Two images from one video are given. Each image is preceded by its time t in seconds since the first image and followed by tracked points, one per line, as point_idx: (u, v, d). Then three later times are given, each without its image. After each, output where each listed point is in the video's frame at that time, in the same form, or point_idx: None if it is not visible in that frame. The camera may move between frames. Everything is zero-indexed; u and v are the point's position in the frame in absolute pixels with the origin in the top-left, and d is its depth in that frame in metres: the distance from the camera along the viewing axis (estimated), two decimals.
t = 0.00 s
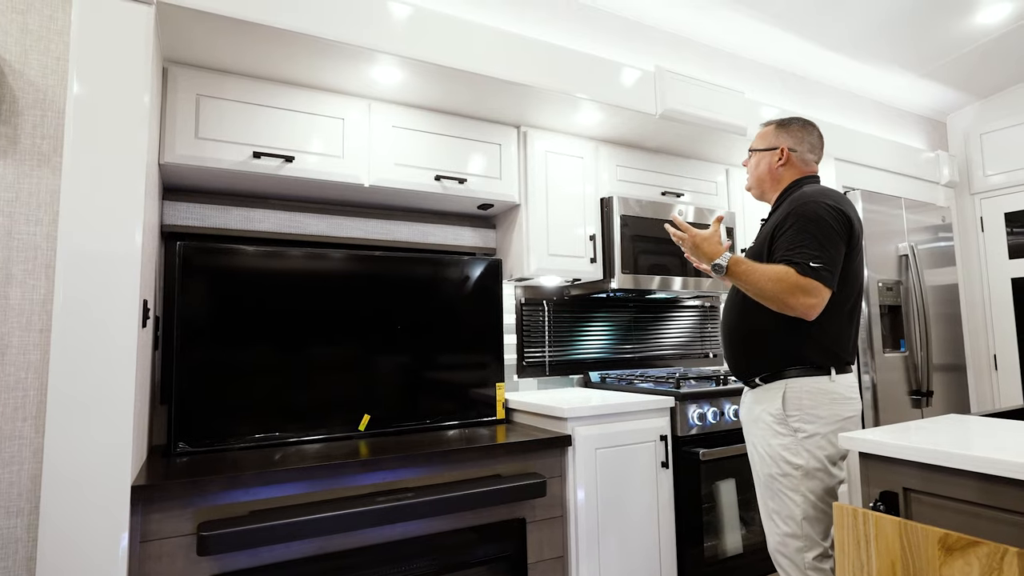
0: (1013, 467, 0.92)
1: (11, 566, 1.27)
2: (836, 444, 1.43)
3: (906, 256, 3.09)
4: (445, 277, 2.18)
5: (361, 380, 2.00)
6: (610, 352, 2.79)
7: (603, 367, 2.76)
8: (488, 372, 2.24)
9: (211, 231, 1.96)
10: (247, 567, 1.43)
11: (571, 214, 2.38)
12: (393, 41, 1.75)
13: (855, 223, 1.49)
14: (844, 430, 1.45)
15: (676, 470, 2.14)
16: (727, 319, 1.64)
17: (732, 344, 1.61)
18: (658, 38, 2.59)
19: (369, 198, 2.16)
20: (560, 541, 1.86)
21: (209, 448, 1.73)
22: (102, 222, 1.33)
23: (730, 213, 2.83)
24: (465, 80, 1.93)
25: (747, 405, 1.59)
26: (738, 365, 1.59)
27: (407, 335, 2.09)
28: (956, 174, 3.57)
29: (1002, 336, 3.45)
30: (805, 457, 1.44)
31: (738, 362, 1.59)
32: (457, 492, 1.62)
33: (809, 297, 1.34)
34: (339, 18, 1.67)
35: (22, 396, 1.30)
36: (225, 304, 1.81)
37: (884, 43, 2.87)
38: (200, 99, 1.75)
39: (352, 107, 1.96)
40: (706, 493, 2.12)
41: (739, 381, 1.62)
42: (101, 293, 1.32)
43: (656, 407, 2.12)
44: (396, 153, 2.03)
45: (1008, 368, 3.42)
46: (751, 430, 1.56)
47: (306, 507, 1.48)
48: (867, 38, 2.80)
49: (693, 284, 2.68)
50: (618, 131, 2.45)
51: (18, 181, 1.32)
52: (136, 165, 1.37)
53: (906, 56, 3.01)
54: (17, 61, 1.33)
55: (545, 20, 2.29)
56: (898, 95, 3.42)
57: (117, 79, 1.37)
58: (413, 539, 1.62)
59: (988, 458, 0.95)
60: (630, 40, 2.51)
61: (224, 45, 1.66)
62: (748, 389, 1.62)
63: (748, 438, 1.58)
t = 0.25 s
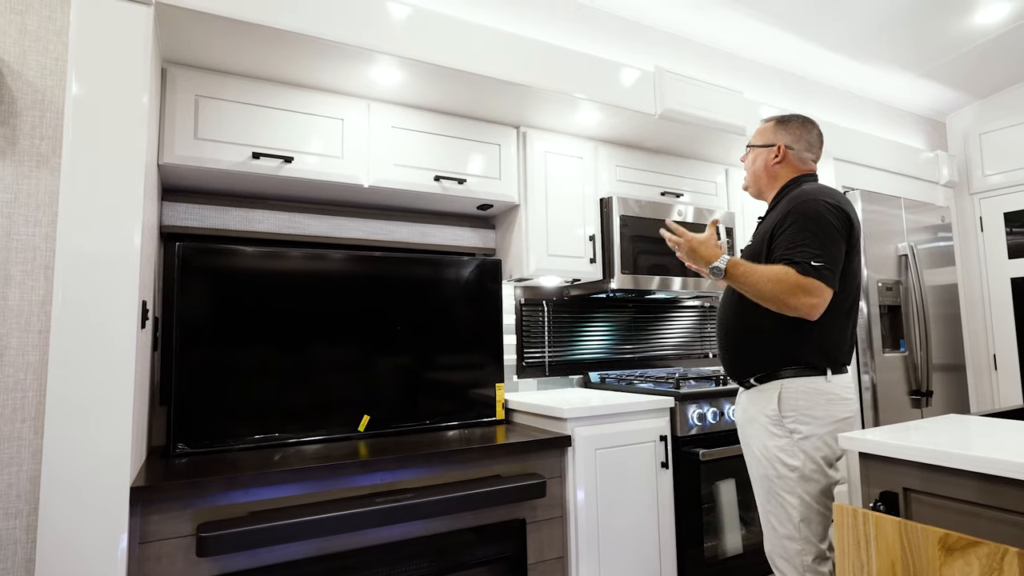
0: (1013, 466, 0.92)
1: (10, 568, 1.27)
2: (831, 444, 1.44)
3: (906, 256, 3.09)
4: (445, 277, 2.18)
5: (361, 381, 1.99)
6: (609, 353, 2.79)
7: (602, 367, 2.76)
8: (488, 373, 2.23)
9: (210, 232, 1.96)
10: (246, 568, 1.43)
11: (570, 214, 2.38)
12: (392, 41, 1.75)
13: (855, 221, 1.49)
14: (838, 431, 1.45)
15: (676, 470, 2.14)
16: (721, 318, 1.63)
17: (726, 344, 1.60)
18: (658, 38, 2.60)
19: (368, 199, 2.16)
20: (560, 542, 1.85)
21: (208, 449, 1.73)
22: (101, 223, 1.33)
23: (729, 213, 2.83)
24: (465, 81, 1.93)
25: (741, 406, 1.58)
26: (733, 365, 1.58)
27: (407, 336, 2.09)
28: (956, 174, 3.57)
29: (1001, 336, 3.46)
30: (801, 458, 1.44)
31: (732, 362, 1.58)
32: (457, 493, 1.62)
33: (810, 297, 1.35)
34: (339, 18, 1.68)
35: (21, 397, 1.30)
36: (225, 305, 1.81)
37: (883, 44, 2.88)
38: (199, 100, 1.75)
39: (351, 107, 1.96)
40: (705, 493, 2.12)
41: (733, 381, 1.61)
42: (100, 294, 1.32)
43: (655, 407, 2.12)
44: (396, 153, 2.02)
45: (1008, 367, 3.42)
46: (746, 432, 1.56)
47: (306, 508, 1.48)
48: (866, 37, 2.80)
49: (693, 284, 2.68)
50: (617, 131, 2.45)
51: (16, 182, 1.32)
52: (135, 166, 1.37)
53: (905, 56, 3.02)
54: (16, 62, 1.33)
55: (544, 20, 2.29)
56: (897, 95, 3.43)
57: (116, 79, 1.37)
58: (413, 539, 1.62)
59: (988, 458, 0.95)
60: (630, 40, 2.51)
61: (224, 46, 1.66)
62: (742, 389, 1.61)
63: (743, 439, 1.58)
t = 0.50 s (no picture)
0: (1012, 465, 0.92)
1: (8, 568, 1.27)
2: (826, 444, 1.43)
3: (905, 256, 3.09)
4: (444, 277, 2.18)
5: (360, 381, 1.99)
6: (609, 353, 2.79)
7: (601, 367, 2.76)
8: (487, 373, 2.23)
9: (209, 232, 1.96)
10: (245, 568, 1.42)
11: (569, 214, 2.38)
12: (391, 41, 1.75)
13: (856, 215, 1.49)
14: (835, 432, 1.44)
15: (676, 470, 2.14)
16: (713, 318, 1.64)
17: (719, 344, 1.61)
18: (657, 38, 2.60)
19: (367, 199, 2.16)
20: (559, 542, 1.85)
21: (208, 449, 1.73)
22: (99, 224, 1.33)
23: (729, 212, 2.83)
24: (464, 81, 1.93)
25: (735, 407, 1.58)
26: (725, 365, 1.59)
27: (407, 336, 2.09)
28: (955, 173, 3.58)
29: (1001, 335, 3.46)
30: (796, 459, 1.44)
31: (724, 362, 1.59)
32: (456, 493, 1.61)
33: (808, 297, 1.36)
34: (338, 18, 1.67)
35: (20, 397, 1.30)
36: (224, 306, 1.81)
37: (881, 43, 2.88)
38: (198, 100, 1.74)
39: (351, 107, 1.96)
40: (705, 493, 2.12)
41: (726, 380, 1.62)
42: (99, 294, 1.32)
43: (655, 407, 2.11)
44: (394, 153, 2.02)
45: (1007, 367, 3.42)
46: (741, 433, 1.55)
47: (305, 508, 1.48)
48: (865, 37, 2.81)
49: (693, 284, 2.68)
50: (616, 131, 2.45)
51: (15, 182, 1.32)
52: (134, 166, 1.37)
53: (904, 56, 3.02)
54: (14, 62, 1.33)
55: (544, 20, 2.30)
56: (896, 95, 3.43)
57: (115, 80, 1.37)
58: (412, 540, 1.61)
59: (987, 457, 0.95)
60: (629, 40, 2.51)
61: (223, 46, 1.66)
62: (736, 390, 1.61)
63: (739, 440, 1.57)
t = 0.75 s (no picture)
0: (1012, 465, 0.92)
1: (6, 569, 1.27)
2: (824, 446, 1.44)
3: (904, 255, 3.09)
4: (443, 277, 2.18)
5: (359, 381, 1.99)
6: (608, 353, 2.79)
7: (601, 367, 2.76)
8: (486, 373, 2.23)
9: (207, 232, 1.95)
10: (244, 568, 1.42)
11: (568, 214, 2.38)
12: (390, 41, 1.75)
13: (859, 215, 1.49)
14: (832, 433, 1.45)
15: (675, 470, 2.14)
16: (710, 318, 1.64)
17: (716, 345, 1.61)
18: (656, 37, 2.60)
19: (366, 199, 2.16)
20: (559, 542, 1.85)
21: (206, 450, 1.73)
22: (97, 224, 1.33)
23: (728, 212, 2.84)
24: (463, 81, 1.93)
25: (732, 411, 1.57)
26: (721, 366, 1.60)
27: (406, 336, 2.09)
28: (954, 173, 3.58)
29: (999, 335, 3.46)
30: (796, 462, 1.43)
31: (721, 362, 1.60)
32: (455, 493, 1.61)
33: (807, 298, 1.36)
34: (337, 18, 1.67)
35: (18, 398, 1.29)
36: (223, 306, 1.81)
37: (880, 43, 2.88)
38: (197, 100, 1.74)
39: (350, 107, 1.96)
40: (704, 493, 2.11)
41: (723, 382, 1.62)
42: (97, 294, 1.32)
43: (654, 407, 2.11)
44: (393, 153, 2.02)
45: (1006, 367, 3.42)
46: (739, 436, 1.55)
47: (304, 509, 1.48)
48: (864, 37, 2.81)
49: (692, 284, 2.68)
50: (615, 131, 2.45)
51: (13, 182, 1.32)
52: (133, 166, 1.37)
53: (903, 56, 3.02)
54: (13, 62, 1.32)
55: (543, 20, 2.29)
56: (895, 95, 3.43)
57: (114, 80, 1.37)
58: (411, 540, 1.61)
59: (987, 457, 0.95)
60: (628, 40, 2.51)
61: (222, 46, 1.65)
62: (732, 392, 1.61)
63: (736, 444, 1.57)
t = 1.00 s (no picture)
0: (1012, 464, 0.92)
1: (6, 570, 1.26)
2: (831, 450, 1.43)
3: (903, 255, 3.09)
4: (443, 277, 2.18)
5: (359, 381, 1.99)
6: (608, 353, 2.79)
7: (601, 367, 2.76)
8: (486, 374, 2.23)
9: (207, 233, 1.95)
10: (245, 568, 1.42)
11: (568, 213, 2.38)
12: (390, 41, 1.75)
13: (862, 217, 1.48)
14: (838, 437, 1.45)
15: (675, 470, 2.14)
16: (713, 322, 1.65)
17: (721, 350, 1.62)
18: (656, 37, 2.60)
19: (366, 199, 2.16)
20: (559, 542, 1.85)
21: (206, 450, 1.73)
22: (96, 225, 1.33)
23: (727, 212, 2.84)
24: (463, 81, 1.93)
25: (738, 415, 1.57)
26: (727, 372, 1.60)
27: (406, 336, 2.09)
28: (953, 173, 3.58)
29: (999, 334, 3.46)
30: (802, 466, 1.43)
31: (726, 368, 1.60)
32: (456, 493, 1.61)
33: (811, 306, 1.35)
34: (336, 18, 1.67)
35: (17, 398, 1.29)
36: (224, 307, 1.81)
37: (880, 43, 2.88)
38: (196, 100, 1.74)
39: (349, 108, 1.96)
40: (704, 493, 2.12)
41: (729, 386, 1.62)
42: (96, 295, 1.32)
43: (654, 407, 2.12)
44: (393, 153, 2.02)
45: (1006, 366, 3.43)
46: (746, 440, 1.54)
47: (304, 509, 1.48)
48: (863, 37, 2.81)
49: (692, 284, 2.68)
50: (615, 131, 2.45)
51: (12, 183, 1.32)
52: (132, 166, 1.37)
53: (902, 55, 3.02)
54: (12, 62, 1.32)
55: (542, 20, 2.29)
56: (894, 94, 3.43)
57: (113, 81, 1.37)
58: (412, 540, 1.61)
59: (987, 456, 0.95)
60: (628, 40, 2.52)
61: (222, 46, 1.65)
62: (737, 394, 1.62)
63: (742, 448, 1.56)
